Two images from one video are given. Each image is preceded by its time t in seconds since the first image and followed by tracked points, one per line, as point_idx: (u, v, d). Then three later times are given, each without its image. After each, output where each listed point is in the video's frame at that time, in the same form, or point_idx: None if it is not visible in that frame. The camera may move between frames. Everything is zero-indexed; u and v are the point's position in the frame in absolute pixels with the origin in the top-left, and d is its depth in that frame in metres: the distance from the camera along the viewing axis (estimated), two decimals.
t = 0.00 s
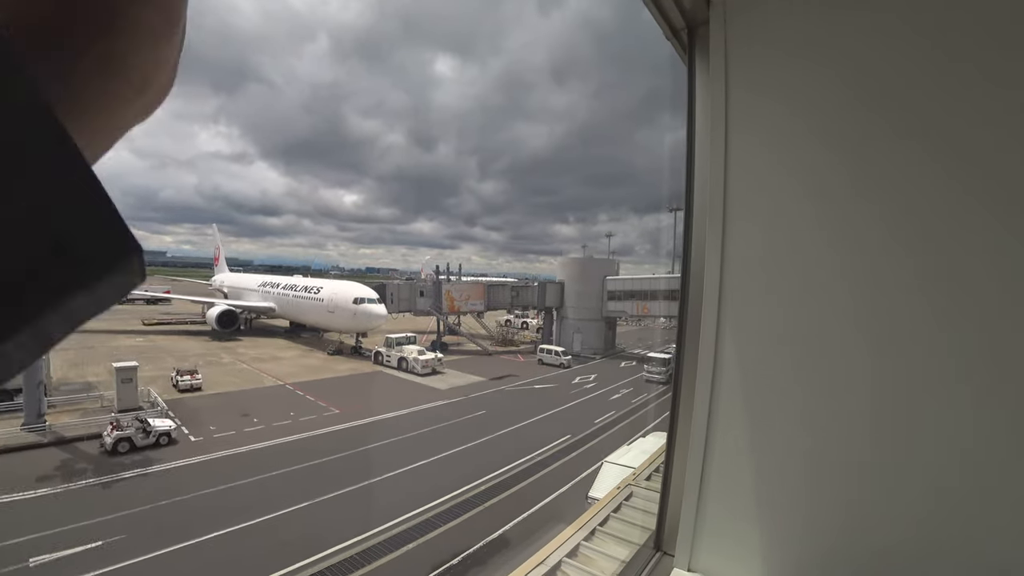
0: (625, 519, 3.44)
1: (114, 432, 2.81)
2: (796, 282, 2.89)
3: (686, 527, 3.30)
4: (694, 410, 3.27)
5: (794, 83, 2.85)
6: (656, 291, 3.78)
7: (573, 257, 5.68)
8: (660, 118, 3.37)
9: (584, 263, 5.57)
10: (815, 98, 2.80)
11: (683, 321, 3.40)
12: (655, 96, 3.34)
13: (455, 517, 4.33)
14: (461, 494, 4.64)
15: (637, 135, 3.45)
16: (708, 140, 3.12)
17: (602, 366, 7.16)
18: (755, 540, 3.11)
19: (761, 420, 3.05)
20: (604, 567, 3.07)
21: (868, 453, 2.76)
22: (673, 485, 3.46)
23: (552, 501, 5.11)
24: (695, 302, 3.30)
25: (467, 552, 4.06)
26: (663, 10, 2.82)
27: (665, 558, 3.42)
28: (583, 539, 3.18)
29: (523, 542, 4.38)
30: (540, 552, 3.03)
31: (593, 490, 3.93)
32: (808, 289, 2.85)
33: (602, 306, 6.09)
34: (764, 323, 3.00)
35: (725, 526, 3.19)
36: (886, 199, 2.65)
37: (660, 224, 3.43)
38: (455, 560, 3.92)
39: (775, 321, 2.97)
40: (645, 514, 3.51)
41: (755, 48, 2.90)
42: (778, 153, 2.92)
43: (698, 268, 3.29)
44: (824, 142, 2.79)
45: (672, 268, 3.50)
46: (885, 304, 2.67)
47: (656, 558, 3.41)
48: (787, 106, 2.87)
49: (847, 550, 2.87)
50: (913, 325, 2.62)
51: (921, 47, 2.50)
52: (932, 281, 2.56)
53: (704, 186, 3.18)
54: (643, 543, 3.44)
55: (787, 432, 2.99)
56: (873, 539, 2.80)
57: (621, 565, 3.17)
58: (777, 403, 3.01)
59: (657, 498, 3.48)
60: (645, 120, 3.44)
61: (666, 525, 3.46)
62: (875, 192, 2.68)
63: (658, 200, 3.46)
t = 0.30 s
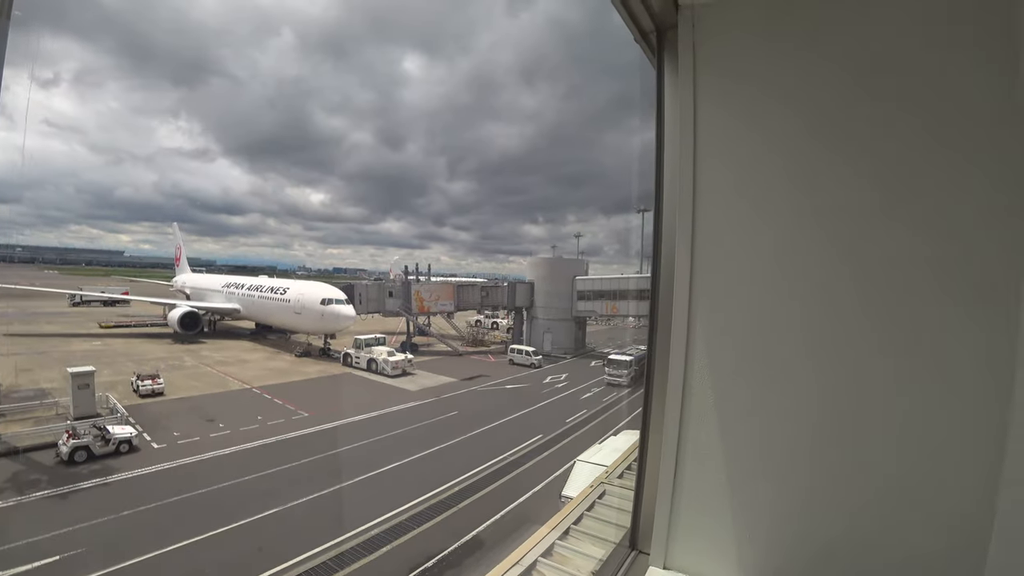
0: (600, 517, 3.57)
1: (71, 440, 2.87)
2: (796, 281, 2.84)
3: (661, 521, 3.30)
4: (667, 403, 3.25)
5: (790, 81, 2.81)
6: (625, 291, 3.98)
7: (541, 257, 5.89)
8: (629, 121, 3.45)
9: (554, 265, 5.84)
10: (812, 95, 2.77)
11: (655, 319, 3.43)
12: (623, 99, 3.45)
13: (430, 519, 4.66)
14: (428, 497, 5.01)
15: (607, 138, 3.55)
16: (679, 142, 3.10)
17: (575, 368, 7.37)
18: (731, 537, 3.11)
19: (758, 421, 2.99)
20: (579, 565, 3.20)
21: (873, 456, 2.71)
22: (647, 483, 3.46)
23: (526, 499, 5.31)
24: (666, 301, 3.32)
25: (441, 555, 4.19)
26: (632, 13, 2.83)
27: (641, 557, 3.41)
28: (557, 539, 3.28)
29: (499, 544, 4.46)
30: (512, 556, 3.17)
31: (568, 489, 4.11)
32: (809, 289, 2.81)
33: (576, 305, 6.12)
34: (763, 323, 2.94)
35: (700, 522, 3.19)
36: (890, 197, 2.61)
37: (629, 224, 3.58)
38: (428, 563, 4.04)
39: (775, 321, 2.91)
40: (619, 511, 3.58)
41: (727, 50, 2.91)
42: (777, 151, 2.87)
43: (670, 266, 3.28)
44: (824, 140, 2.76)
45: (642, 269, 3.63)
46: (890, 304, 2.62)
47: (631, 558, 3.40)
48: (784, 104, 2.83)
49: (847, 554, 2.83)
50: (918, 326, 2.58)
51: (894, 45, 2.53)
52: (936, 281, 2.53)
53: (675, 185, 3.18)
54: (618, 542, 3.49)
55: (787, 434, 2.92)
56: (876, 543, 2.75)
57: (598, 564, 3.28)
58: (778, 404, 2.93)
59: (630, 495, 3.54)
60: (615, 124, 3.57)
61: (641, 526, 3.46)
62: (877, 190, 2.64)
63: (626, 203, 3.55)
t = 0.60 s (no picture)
0: (621, 515, 3.62)
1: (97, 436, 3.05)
2: (815, 279, 2.75)
3: (683, 524, 3.28)
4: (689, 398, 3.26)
5: (808, 71, 2.70)
6: (645, 288, 4.05)
7: (560, 256, 5.82)
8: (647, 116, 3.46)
9: (569, 263, 5.74)
10: (831, 87, 2.67)
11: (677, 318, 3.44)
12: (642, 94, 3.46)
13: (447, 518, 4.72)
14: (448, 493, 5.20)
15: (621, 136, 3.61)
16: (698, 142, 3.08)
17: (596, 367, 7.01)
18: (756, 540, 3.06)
19: (776, 422, 2.92)
20: (598, 564, 3.21)
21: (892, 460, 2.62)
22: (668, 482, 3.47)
23: (545, 497, 5.36)
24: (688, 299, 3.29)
25: (461, 552, 4.13)
26: (649, 7, 2.80)
27: (663, 557, 3.43)
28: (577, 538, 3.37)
29: (517, 542, 4.44)
30: (535, 555, 3.18)
31: (586, 489, 4.18)
32: (827, 287, 2.72)
33: (592, 301, 6.12)
34: (781, 323, 2.86)
35: (723, 523, 3.15)
36: (912, 192, 2.51)
37: (646, 222, 3.64)
38: (448, 560, 3.95)
39: (792, 320, 2.82)
40: (641, 512, 3.62)
41: (746, 40, 2.84)
42: (795, 145, 2.78)
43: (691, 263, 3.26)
44: (845, 132, 2.66)
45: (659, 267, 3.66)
46: (912, 303, 2.53)
47: (654, 558, 3.42)
48: (803, 97, 2.74)
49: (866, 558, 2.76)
50: (940, 326, 2.48)
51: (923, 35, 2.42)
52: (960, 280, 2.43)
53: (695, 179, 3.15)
54: (640, 542, 3.51)
55: (804, 435, 2.84)
56: (892, 547, 2.69)
57: (620, 564, 3.25)
58: (794, 405, 2.86)
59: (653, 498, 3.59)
60: (631, 120, 3.61)
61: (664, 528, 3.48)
62: (897, 184, 2.53)
63: (645, 199, 3.67)
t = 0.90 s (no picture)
0: (664, 517, 3.52)
1: (148, 441, 3.73)
2: (836, 276, 2.71)
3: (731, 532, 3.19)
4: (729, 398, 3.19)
5: (828, 64, 2.66)
6: (684, 285, 3.79)
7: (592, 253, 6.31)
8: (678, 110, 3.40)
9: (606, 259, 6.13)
10: (851, 80, 2.62)
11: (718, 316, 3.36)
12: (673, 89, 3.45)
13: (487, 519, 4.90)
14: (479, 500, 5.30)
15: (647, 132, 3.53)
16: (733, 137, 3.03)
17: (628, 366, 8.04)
18: (803, 541, 2.96)
19: (800, 421, 2.89)
20: (640, 566, 3.15)
21: (914, 458, 2.60)
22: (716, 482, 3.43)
23: (585, 499, 5.50)
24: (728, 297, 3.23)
25: (501, 555, 4.32)
26: (680, 4, 2.87)
27: (710, 560, 3.37)
28: (618, 539, 3.28)
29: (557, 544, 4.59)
30: (577, 554, 3.21)
31: (626, 490, 4.19)
32: (847, 284, 2.69)
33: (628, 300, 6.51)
34: (803, 321, 2.83)
35: (773, 527, 3.06)
36: (931, 187, 2.47)
37: (680, 217, 3.53)
38: (489, 561, 4.15)
39: (813, 318, 2.79)
40: (686, 515, 3.51)
41: (784, 27, 2.76)
42: (816, 140, 2.73)
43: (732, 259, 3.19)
44: (865, 127, 2.61)
45: (695, 263, 3.58)
46: (925, 302, 2.50)
47: (702, 561, 3.37)
48: (823, 90, 2.69)
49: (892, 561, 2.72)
50: (963, 323, 2.43)
51: (923, 35, 2.42)
52: (981, 276, 2.38)
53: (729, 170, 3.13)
54: (686, 545, 3.44)
55: (826, 434, 2.81)
56: (914, 550, 2.66)
57: (666, 568, 3.21)
58: (817, 404, 2.82)
59: (698, 499, 3.50)
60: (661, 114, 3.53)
61: (710, 531, 3.42)
62: (917, 178, 2.50)
63: (679, 192, 3.49)
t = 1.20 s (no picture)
0: (733, 522, 3.55)
1: (229, 438, 5.96)
2: (879, 275, 2.80)
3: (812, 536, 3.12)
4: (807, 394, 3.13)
5: (869, 60, 2.72)
6: (760, 282, 3.71)
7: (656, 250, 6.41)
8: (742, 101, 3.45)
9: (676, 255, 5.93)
10: (886, 75, 2.70)
11: (795, 307, 3.29)
12: (739, 78, 3.41)
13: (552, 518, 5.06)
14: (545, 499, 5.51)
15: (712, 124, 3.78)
16: (806, 127, 2.97)
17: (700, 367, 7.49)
18: (886, 549, 2.90)
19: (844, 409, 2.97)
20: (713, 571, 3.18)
21: (947, 436, 2.73)
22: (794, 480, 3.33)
23: (651, 502, 5.43)
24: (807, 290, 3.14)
25: (565, 555, 4.49)
26: None
27: (790, 566, 3.29)
28: (688, 543, 3.34)
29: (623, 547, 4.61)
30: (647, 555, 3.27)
31: (693, 494, 4.17)
32: (882, 274, 2.79)
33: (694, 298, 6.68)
34: (856, 322, 2.88)
35: (855, 531, 2.99)
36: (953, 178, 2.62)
37: (747, 210, 3.59)
38: (555, 563, 4.38)
39: (851, 308, 2.89)
40: (763, 522, 3.48)
41: (841, 24, 2.75)
42: (851, 136, 2.82)
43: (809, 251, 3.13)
44: (897, 121, 2.70)
45: (766, 258, 3.55)
46: (965, 296, 2.63)
47: (778, 567, 3.29)
48: (859, 86, 2.76)
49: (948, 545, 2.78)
50: (978, 304, 2.62)
51: (940, 42, 2.56)
52: (998, 259, 2.56)
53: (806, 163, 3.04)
54: (762, 551, 3.38)
55: (867, 424, 2.90)
56: (977, 537, 2.71)
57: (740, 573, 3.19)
58: (859, 392, 2.91)
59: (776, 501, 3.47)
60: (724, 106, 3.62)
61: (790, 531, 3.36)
62: (945, 170, 2.63)
63: (750, 183, 3.50)
